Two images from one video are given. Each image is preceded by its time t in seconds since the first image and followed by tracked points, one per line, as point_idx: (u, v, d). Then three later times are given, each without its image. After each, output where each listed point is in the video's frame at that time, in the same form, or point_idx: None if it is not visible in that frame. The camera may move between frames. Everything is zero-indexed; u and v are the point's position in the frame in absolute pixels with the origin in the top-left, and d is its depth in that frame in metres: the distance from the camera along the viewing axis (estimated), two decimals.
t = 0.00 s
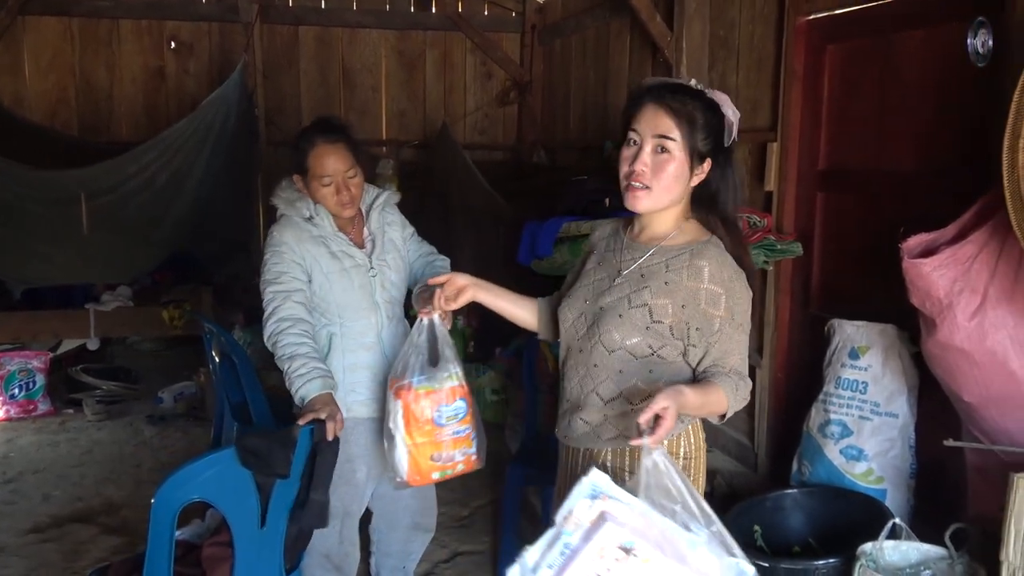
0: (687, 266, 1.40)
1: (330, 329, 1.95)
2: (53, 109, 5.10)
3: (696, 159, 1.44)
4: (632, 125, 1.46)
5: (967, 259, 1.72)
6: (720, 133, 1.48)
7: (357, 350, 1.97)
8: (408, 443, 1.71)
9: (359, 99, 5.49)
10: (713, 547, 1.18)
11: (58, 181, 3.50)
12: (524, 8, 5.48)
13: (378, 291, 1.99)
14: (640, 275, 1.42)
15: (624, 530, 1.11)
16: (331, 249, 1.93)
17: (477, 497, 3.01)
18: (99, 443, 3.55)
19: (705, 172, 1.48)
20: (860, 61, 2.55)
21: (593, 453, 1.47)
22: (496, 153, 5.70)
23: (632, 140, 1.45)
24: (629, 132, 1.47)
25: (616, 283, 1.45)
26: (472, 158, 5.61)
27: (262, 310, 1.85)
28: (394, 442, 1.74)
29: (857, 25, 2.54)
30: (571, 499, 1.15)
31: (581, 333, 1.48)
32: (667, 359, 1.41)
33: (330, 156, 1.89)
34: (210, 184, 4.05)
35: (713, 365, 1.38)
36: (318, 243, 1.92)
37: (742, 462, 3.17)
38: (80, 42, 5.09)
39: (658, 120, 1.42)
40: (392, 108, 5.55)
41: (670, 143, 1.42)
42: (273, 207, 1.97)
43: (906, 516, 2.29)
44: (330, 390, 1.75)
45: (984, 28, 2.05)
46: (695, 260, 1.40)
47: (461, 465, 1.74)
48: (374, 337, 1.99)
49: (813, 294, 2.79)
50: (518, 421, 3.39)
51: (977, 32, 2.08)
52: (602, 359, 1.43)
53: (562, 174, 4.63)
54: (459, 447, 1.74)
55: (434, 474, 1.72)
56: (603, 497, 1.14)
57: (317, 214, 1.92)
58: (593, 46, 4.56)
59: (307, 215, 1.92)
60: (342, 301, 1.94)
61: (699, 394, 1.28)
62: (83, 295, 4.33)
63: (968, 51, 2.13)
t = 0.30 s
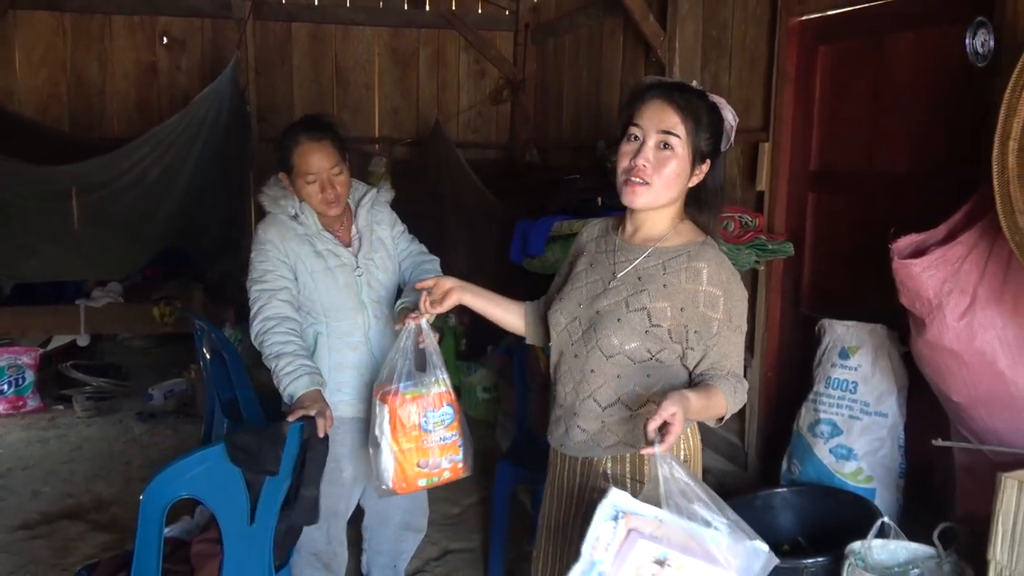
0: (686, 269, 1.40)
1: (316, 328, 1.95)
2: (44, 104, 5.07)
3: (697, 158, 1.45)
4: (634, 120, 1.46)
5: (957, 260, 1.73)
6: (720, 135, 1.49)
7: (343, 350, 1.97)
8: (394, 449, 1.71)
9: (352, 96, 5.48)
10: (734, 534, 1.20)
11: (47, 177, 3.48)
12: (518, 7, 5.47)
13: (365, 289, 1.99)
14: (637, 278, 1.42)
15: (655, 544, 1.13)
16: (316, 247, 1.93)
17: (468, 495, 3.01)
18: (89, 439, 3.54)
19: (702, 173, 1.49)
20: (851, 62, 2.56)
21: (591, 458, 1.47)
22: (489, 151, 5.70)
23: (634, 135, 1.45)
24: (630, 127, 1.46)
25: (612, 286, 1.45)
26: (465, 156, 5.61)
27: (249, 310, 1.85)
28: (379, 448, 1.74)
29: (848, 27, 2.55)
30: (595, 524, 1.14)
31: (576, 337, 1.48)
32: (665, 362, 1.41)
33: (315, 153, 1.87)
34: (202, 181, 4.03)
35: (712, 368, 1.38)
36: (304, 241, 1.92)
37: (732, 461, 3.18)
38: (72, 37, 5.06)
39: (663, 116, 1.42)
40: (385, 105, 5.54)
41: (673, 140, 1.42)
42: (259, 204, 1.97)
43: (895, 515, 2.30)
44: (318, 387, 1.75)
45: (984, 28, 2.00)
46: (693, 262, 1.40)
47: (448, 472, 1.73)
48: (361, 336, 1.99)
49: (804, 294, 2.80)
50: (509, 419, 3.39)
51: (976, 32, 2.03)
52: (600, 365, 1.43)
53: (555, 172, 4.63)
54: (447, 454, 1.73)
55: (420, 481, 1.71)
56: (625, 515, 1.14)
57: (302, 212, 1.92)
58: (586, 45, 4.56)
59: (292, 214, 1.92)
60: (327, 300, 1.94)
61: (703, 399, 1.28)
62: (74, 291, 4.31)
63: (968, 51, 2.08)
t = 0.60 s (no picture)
0: (680, 268, 1.40)
1: (306, 325, 1.94)
2: (35, 99, 5.04)
3: (689, 157, 1.45)
4: (626, 118, 1.46)
5: (949, 258, 1.74)
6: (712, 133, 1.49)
7: (333, 347, 1.96)
8: (393, 453, 1.67)
9: (344, 93, 5.47)
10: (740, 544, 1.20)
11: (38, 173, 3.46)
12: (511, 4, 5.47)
13: (354, 287, 1.99)
14: (631, 278, 1.42)
15: (662, 551, 1.14)
16: (306, 243, 1.93)
17: (460, 492, 3.01)
18: (80, 436, 3.52)
19: (694, 172, 1.49)
20: (843, 60, 2.57)
21: (588, 460, 1.47)
22: (482, 148, 5.70)
23: (626, 133, 1.45)
24: (623, 125, 1.46)
25: (605, 287, 1.45)
26: (458, 153, 5.61)
27: (240, 306, 1.85)
28: (374, 454, 1.69)
29: (840, 25, 2.56)
30: (602, 527, 1.15)
31: (570, 338, 1.48)
32: (661, 362, 1.42)
33: (307, 147, 1.87)
34: (193, 176, 4.01)
35: (707, 367, 1.38)
36: (294, 237, 1.92)
37: (725, 458, 3.19)
38: (63, 32, 5.03)
39: (655, 114, 1.42)
40: (378, 102, 5.53)
41: (665, 138, 1.42)
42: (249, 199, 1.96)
43: (886, 512, 2.31)
44: (310, 383, 1.75)
45: (984, 28, 1.95)
46: (687, 262, 1.41)
47: (442, 472, 1.72)
48: (351, 333, 1.98)
49: (796, 292, 2.81)
50: (502, 417, 3.39)
51: (975, 32, 1.98)
52: (595, 367, 1.43)
53: (547, 170, 4.63)
54: (441, 453, 1.72)
55: (419, 483, 1.69)
56: (632, 520, 1.15)
57: (292, 208, 1.92)
58: (580, 43, 4.56)
59: (282, 209, 1.92)
60: (317, 296, 1.94)
61: (702, 400, 1.28)
62: (65, 287, 4.29)
63: (968, 50, 2.03)
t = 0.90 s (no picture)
0: (678, 262, 1.40)
1: (302, 322, 1.94)
2: (30, 95, 5.02)
3: (683, 152, 1.45)
4: (621, 113, 1.46)
5: (945, 255, 1.74)
6: (706, 129, 1.49)
7: (329, 343, 1.96)
8: (374, 442, 1.70)
9: (341, 89, 5.45)
10: (725, 546, 1.19)
11: (33, 168, 3.45)
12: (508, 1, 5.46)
13: (351, 283, 1.99)
14: (629, 272, 1.42)
15: (646, 538, 1.13)
16: (303, 239, 1.92)
17: (457, 489, 3.00)
18: (76, 433, 3.51)
19: (688, 167, 1.49)
20: (840, 57, 2.57)
21: (589, 452, 1.47)
22: (479, 145, 5.69)
23: (620, 129, 1.45)
24: (617, 121, 1.46)
25: (604, 280, 1.45)
26: (455, 149, 5.60)
27: (236, 302, 1.84)
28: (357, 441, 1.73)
29: (836, 23, 2.56)
30: (589, 507, 1.16)
31: (569, 332, 1.47)
32: (659, 355, 1.42)
33: (304, 141, 1.87)
34: (189, 172, 4.00)
35: (704, 360, 1.38)
36: (291, 233, 1.91)
37: (721, 455, 3.19)
38: (58, 28, 5.01)
39: (649, 110, 1.42)
40: (375, 98, 5.52)
41: (659, 133, 1.42)
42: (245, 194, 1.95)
43: (882, 509, 2.31)
44: (307, 380, 1.76)
45: (984, 28, 1.94)
46: (684, 255, 1.41)
47: (425, 466, 1.73)
48: (347, 330, 1.98)
49: (793, 290, 2.81)
50: (499, 414, 3.39)
51: (975, 32, 1.96)
52: (595, 361, 1.43)
53: (544, 167, 4.63)
54: (425, 447, 1.73)
55: (398, 474, 1.71)
56: (620, 504, 1.16)
57: (290, 203, 1.91)
58: (576, 40, 4.55)
59: (279, 205, 1.91)
60: (314, 293, 1.93)
61: (700, 394, 1.28)
62: (60, 283, 4.28)
63: (968, 50, 2.02)
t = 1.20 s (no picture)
0: (685, 257, 1.41)
1: (307, 318, 1.93)
2: (33, 92, 5.02)
3: (687, 148, 1.45)
4: (625, 110, 1.45)
5: (950, 254, 1.73)
6: (709, 125, 1.49)
7: (333, 341, 1.96)
8: (361, 432, 1.75)
9: (344, 87, 5.45)
10: (725, 529, 1.20)
11: (37, 165, 3.46)
12: None
13: (357, 281, 1.99)
14: (637, 269, 1.42)
15: (648, 524, 1.13)
16: (310, 236, 1.92)
17: (459, 487, 3.00)
18: (79, 430, 3.52)
19: (692, 163, 1.48)
20: (844, 55, 2.56)
21: (600, 447, 1.48)
22: (482, 143, 5.68)
23: (625, 125, 1.45)
24: (621, 118, 1.46)
25: (612, 278, 1.44)
26: (458, 147, 5.60)
27: (243, 296, 1.84)
28: (347, 428, 1.78)
29: (841, 21, 2.55)
30: (593, 493, 1.15)
31: (578, 330, 1.47)
32: (669, 350, 1.42)
33: (313, 137, 1.87)
34: (193, 169, 4.01)
35: (711, 352, 1.40)
36: (298, 229, 1.91)
37: (723, 454, 3.18)
38: (62, 26, 5.02)
39: (653, 106, 1.42)
40: (378, 96, 5.52)
41: (664, 129, 1.41)
42: (253, 190, 1.95)
43: (885, 508, 2.31)
44: (310, 377, 1.75)
45: (984, 28, 1.97)
46: (691, 250, 1.41)
47: (411, 458, 1.77)
48: (352, 327, 1.98)
49: (796, 288, 2.81)
50: (501, 412, 3.39)
51: (975, 32, 2.00)
52: (607, 358, 1.43)
53: (547, 164, 4.62)
54: (411, 440, 1.77)
55: (383, 464, 1.76)
56: (624, 492, 1.15)
57: (298, 200, 1.91)
58: (580, 38, 4.55)
59: (287, 201, 1.91)
60: (320, 290, 1.93)
61: (706, 386, 1.30)
62: (63, 280, 4.28)
63: (966, 50, 2.06)
